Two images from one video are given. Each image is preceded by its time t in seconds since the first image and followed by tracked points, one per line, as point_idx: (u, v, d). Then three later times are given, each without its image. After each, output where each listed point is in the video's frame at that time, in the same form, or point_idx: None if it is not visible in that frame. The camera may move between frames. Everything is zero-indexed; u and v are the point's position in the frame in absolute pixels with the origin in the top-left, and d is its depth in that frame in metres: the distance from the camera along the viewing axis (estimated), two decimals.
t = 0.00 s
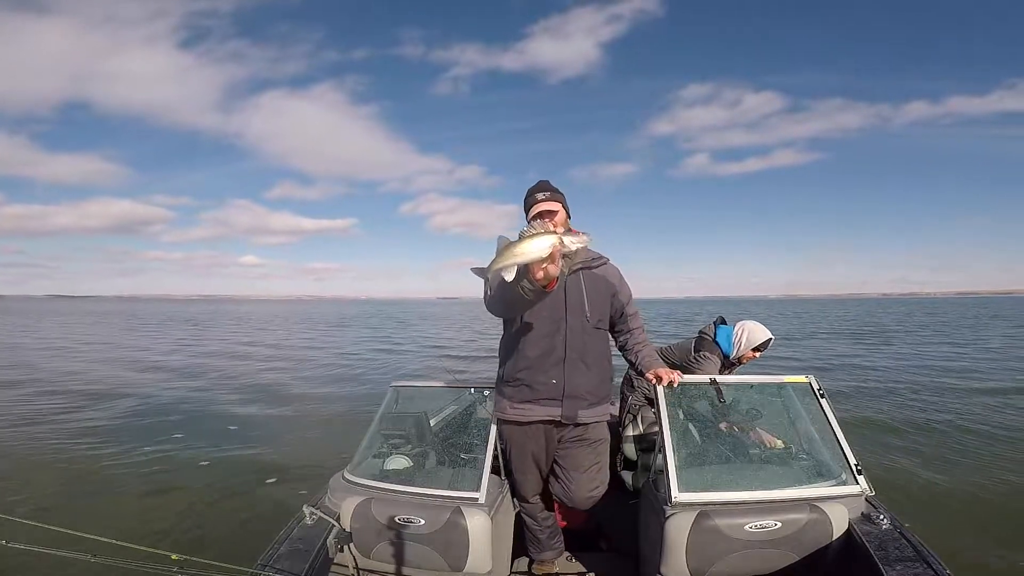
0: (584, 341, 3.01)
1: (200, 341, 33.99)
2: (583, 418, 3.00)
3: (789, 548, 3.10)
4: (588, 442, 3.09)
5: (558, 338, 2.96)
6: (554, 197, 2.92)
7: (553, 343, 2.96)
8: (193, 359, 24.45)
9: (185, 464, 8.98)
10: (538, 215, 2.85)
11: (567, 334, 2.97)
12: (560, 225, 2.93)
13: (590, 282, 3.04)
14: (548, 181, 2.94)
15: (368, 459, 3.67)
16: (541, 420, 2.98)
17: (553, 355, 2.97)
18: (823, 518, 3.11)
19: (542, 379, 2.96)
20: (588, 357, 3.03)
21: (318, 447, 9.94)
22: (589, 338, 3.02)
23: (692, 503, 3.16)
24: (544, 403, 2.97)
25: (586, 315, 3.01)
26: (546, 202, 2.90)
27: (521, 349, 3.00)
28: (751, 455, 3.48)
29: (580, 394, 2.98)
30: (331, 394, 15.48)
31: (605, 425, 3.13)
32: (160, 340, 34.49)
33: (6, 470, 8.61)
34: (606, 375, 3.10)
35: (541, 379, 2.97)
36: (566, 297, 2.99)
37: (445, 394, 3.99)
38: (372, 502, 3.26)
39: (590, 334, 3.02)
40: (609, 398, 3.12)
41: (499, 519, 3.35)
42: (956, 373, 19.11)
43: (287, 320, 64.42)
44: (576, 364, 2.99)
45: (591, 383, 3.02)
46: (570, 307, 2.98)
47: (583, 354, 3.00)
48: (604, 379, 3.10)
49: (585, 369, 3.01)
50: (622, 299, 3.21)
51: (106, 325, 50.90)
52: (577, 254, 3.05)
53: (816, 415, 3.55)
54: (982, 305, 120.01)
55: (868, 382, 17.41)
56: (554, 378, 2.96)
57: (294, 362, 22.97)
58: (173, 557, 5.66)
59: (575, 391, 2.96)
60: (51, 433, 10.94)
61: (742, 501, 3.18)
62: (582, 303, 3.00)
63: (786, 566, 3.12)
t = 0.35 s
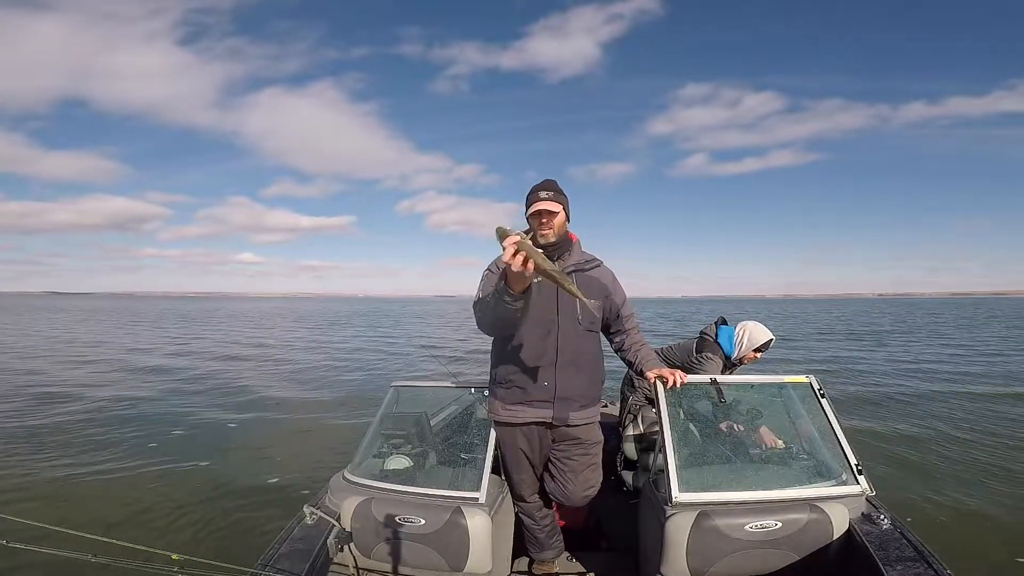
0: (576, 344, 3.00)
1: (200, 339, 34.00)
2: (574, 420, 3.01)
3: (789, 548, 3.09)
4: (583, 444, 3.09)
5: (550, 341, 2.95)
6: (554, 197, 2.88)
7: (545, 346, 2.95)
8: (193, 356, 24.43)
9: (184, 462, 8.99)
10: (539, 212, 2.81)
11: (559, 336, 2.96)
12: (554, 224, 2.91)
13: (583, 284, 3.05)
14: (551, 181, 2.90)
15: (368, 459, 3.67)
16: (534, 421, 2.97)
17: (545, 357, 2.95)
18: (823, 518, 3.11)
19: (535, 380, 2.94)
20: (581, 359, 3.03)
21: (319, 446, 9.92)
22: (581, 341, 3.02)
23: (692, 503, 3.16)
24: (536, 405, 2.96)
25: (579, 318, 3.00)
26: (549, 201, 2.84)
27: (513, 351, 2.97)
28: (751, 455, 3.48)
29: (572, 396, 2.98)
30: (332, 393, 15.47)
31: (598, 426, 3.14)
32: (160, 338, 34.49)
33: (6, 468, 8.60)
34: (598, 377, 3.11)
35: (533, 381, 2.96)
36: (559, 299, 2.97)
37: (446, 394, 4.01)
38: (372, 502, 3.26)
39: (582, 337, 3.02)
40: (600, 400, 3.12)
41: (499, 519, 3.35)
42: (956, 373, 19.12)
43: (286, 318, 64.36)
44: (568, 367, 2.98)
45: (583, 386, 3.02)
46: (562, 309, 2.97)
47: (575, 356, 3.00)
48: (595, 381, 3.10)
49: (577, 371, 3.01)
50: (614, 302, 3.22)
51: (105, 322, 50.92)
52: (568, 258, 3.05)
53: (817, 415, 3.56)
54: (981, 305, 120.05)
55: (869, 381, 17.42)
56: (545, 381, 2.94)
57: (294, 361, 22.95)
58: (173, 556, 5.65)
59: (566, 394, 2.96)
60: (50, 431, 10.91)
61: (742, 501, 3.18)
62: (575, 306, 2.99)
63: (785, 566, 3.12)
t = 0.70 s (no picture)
0: (575, 344, 3.00)
1: (199, 341, 33.93)
2: (574, 420, 3.01)
3: (789, 548, 3.10)
4: (585, 443, 3.09)
5: (549, 342, 2.94)
6: (546, 203, 2.87)
7: (544, 347, 2.94)
8: (192, 358, 24.38)
9: (188, 466, 8.89)
10: (534, 214, 2.80)
11: (557, 338, 2.95)
12: (545, 229, 2.92)
13: (580, 284, 3.04)
14: (546, 183, 2.89)
15: (368, 459, 3.67)
16: (534, 422, 2.97)
17: (544, 359, 2.94)
18: (824, 518, 3.12)
19: (535, 381, 2.94)
20: (580, 359, 3.02)
21: (319, 446, 9.91)
22: (579, 341, 3.02)
23: (692, 503, 3.17)
24: (536, 405, 2.96)
25: (576, 318, 3.00)
26: (544, 203, 2.85)
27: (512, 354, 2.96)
28: (751, 454, 3.49)
29: (572, 397, 2.98)
30: (332, 394, 15.46)
31: (599, 425, 3.15)
32: (159, 340, 34.44)
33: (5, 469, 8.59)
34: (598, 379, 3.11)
35: (532, 382, 2.95)
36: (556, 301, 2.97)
37: (446, 394, 4.01)
38: (373, 502, 3.26)
39: (580, 337, 3.02)
40: (600, 399, 3.13)
41: (500, 519, 3.35)
42: (956, 371, 19.15)
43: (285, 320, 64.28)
44: (568, 367, 2.98)
45: (583, 385, 3.02)
46: (560, 312, 2.96)
47: (574, 356, 3.00)
48: (595, 380, 3.10)
49: (577, 371, 3.01)
50: (611, 301, 3.22)
51: (104, 326, 50.97)
52: (563, 259, 3.05)
53: (817, 415, 3.56)
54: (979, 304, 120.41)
55: (870, 380, 17.43)
56: (545, 383, 2.94)
57: (294, 362, 22.94)
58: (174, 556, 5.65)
59: (566, 394, 2.96)
60: (48, 434, 10.87)
61: (742, 501, 3.19)
62: (572, 306, 2.99)
63: (786, 566, 3.12)
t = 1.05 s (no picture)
0: (576, 344, 3.00)
1: (198, 344, 33.92)
2: (574, 418, 3.00)
3: (789, 548, 3.10)
4: (586, 442, 3.10)
5: (550, 341, 2.94)
6: (546, 203, 2.88)
7: (545, 346, 2.94)
8: (192, 362, 24.36)
9: (188, 468, 8.83)
10: (534, 215, 2.80)
11: (559, 338, 2.96)
12: (545, 229, 2.92)
13: (581, 284, 3.04)
14: (547, 184, 2.90)
15: (369, 459, 3.67)
16: (534, 422, 2.97)
17: (546, 358, 2.94)
18: (824, 518, 3.12)
19: (536, 381, 2.94)
20: (581, 359, 3.03)
21: (319, 448, 9.90)
22: (580, 341, 3.02)
23: (692, 503, 3.17)
24: (537, 405, 2.96)
25: (577, 317, 3.01)
26: (545, 204, 2.86)
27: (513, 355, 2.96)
28: (751, 454, 3.49)
29: (573, 396, 2.98)
30: (331, 396, 15.43)
31: (600, 425, 3.14)
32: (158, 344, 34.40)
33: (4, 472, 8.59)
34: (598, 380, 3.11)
35: (533, 382, 2.95)
36: (557, 302, 2.97)
37: (446, 394, 4.01)
38: (373, 502, 3.26)
39: (581, 336, 3.02)
40: (601, 398, 3.12)
41: (501, 519, 3.34)
42: (957, 369, 19.13)
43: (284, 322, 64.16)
44: (569, 367, 2.98)
45: (584, 385, 3.03)
46: (561, 312, 2.96)
47: (576, 356, 3.00)
48: (595, 380, 3.10)
49: (578, 370, 3.01)
50: (612, 301, 3.23)
51: (104, 330, 50.93)
52: (564, 260, 3.05)
53: (817, 415, 3.56)
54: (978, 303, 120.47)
55: (870, 379, 17.41)
56: (546, 383, 2.94)
57: (293, 365, 22.91)
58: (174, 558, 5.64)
59: (567, 394, 2.96)
60: (49, 437, 10.88)
61: (742, 501, 3.19)
62: (573, 306, 3.00)
63: (786, 566, 3.12)
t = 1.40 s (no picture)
0: (579, 345, 3.00)
1: (197, 345, 33.91)
2: (575, 419, 3.00)
3: (790, 547, 3.10)
4: (587, 442, 3.10)
5: (553, 342, 2.94)
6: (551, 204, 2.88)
7: (548, 347, 2.94)
8: (190, 362, 24.35)
9: (193, 469, 8.77)
10: (540, 215, 2.80)
11: (562, 339, 2.96)
12: (551, 229, 2.92)
13: (584, 285, 3.04)
14: (553, 185, 2.90)
15: (369, 459, 3.67)
16: (536, 421, 2.97)
17: (549, 358, 2.94)
18: (824, 518, 3.12)
19: (539, 381, 2.94)
20: (584, 360, 3.03)
21: (318, 448, 9.90)
22: (583, 342, 3.02)
23: (692, 503, 3.17)
24: (539, 405, 2.96)
25: (581, 318, 3.01)
26: (550, 204, 2.85)
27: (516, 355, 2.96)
28: (752, 454, 3.50)
29: (575, 396, 2.98)
30: (331, 396, 15.43)
31: (600, 425, 3.15)
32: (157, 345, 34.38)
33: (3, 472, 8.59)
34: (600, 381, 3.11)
35: (535, 382, 2.95)
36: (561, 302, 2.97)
37: (446, 393, 4.00)
38: (373, 502, 3.26)
39: (584, 337, 3.02)
40: (602, 399, 3.13)
41: (501, 519, 3.34)
42: (955, 369, 19.16)
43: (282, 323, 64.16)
44: (571, 368, 2.98)
45: (586, 385, 3.03)
46: (565, 312, 2.96)
47: (578, 356, 3.00)
48: (597, 381, 3.10)
49: (580, 371, 3.01)
50: (614, 302, 3.23)
51: (102, 331, 50.90)
52: (567, 261, 3.05)
53: (817, 415, 3.57)
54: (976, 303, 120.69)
55: (868, 379, 17.46)
56: (548, 384, 2.94)
57: (292, 366, 22.90)
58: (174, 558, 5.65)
59: (569, 394, 2.96)
60: (49, 438, 10.88)
61: (742, 501, 3.19)
62: (576, 306, 3.00)
63: (786, 566, 3.12)
